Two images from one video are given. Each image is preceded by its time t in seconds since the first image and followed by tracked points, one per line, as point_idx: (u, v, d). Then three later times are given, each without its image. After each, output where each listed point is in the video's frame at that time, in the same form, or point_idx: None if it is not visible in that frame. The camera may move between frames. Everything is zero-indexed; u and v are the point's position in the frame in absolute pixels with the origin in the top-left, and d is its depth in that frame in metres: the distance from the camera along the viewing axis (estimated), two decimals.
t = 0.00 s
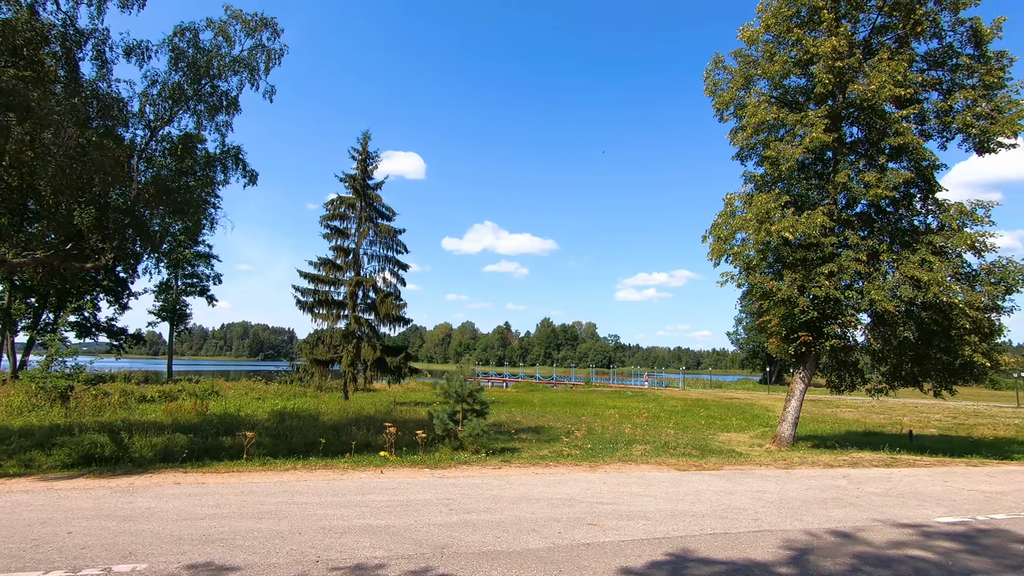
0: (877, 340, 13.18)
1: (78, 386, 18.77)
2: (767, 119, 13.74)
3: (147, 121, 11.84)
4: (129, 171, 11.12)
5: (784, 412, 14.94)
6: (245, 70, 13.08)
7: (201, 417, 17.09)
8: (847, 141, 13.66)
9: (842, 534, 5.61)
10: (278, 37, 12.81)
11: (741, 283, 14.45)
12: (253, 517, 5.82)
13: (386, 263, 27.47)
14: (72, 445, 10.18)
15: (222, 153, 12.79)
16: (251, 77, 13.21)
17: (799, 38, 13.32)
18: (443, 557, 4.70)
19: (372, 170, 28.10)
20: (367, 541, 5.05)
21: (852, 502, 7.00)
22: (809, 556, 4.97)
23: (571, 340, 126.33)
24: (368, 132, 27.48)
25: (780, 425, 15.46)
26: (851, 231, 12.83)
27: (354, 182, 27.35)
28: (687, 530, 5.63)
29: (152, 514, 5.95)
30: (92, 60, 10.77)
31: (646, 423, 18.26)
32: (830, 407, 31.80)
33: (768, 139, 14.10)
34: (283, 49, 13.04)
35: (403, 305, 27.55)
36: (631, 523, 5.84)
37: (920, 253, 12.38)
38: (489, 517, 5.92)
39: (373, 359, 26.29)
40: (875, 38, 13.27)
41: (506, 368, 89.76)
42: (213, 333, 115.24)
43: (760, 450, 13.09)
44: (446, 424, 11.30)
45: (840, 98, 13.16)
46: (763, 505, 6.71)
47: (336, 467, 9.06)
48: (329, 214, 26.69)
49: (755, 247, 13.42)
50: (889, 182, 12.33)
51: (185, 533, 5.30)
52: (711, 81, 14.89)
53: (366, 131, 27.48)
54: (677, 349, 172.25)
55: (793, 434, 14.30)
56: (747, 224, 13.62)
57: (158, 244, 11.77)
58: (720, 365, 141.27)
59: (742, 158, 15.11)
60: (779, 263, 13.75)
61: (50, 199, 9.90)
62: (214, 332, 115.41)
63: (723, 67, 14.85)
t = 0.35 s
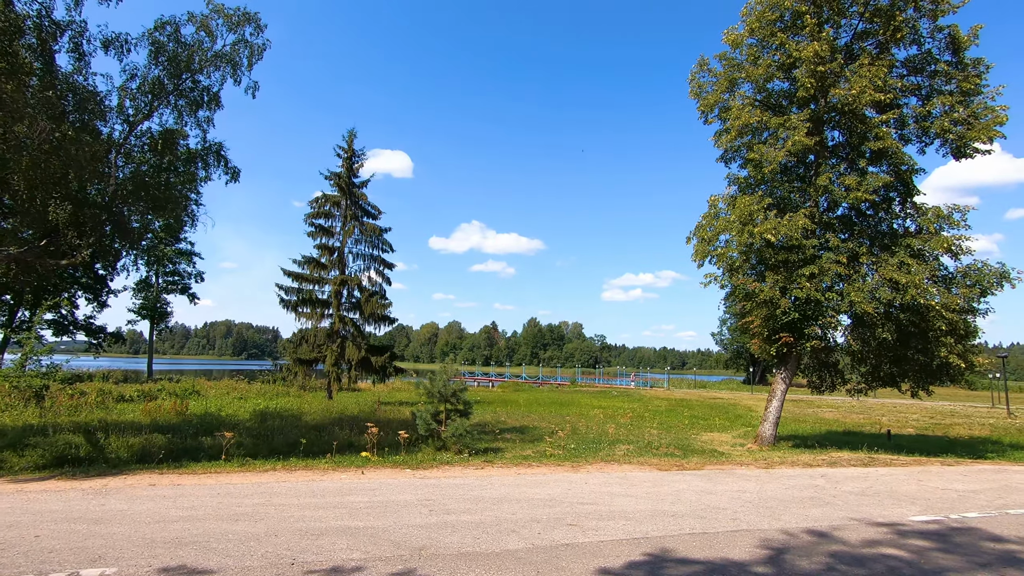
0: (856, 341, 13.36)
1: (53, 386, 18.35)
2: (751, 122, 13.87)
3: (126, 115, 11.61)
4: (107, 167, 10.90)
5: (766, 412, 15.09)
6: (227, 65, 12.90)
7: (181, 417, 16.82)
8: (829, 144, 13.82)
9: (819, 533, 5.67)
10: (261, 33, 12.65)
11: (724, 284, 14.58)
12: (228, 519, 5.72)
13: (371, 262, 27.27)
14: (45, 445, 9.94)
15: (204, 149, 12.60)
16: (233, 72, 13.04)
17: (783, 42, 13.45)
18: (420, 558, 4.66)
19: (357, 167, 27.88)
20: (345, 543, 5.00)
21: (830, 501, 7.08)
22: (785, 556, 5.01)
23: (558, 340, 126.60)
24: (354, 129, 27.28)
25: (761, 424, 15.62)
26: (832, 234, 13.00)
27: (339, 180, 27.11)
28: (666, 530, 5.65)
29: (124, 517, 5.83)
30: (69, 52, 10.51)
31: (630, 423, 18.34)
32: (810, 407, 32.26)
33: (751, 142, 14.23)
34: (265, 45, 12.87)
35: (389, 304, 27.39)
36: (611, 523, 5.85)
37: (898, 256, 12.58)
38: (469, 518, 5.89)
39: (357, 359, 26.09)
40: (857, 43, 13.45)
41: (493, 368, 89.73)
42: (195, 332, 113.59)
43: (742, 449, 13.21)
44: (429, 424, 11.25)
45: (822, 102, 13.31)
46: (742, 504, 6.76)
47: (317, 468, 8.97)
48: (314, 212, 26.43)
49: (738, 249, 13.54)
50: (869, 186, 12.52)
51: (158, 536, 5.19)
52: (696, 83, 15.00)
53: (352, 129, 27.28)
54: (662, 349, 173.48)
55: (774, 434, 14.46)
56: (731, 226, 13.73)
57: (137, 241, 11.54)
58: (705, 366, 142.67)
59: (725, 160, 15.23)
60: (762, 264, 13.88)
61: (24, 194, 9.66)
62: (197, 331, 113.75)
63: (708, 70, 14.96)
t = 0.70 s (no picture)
0: (838, 343, 13.51)
1: (29, 385, 17.96)
2: (736, 126, 13.98)
3: (107, 111, 11.41)
4: (86, 162, 10.69)
5: (749, 413, 15.21)
6: (211, 61, 12.77)
7: (162, 417, 16.58)
8: (812, 149, 13.97)
9: (797, 534, 5.72)
10: (246, 29, 12.52)
11: (709, 286, 14.67)
12: (204, 522, 5.64)
13: (358, 262, 27.10)
14: (19, 445, 9.65)
15: (186, 146, 12.43)
16: (217, 68, 12.91)
17: (768, 47, 13.58)
18: (398, 561, 4.62)
19: (345, 167, 27.71)
20: (322, 546, 4.94)
21: (808, 502, 7.15)
22: (763, 557, 5.03)
23: (546, 341, 126.74)
24: (341, 128, 27.15)
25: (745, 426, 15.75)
26: (815, 237, 13.14)
27: (326, 179, 26.89)
28: (646, 531, 5.65)
29: (96, 519, 5.71)
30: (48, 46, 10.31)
31: (616, 425, 18.39)
32: (794, 408, 32.64)
33: (737, 145, 14.34)
34: (250, 41, 12.74)
35: (375, 305, 27.23)
36: (592, 525, 5.85)
37: (880, 260, 12.76)
38: (449, 520, 5.85)
39: (343, 359, 25.90)
40: (841, 49, 13.63)
41: (481, 369, 89.59)
42: (179, 331, 112.07)
43: (725, 451, 13.31)
44: (413, 425, 11.18)
45: (806, 107, 13.45)
46: (722, 505, 6.81)
47: (298, 469, 8.87)
48: (300, 211, 26.20)
49: (723, 252, 13.64)
50: (852, 191, 12.68)
51: (131, 539, 5.09)
52: (682, 87, 15.09)
53: (339, 127, 27.15)
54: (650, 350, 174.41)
55: (757, 435, 14.58)
56: (716, 229, 13.82)
57: (117, 238, 11.33)
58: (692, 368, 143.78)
59: (711, 163, 15.35)
60: (746, 267, 13.99)
61: None
62: (181, 330, 112.23)
63: (695, 74, 15.06)
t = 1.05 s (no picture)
0: (814, 344, 13.72)
1: None
2: (717, 129, 14.12)
3: (78, 104, 11.12)
4: (56, 156, 10.40)
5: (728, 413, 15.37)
6: (187, 55, 12.54)
7: (135, 418, 16.23)
8: (791, 153, 14.17)
9: (770, 532, 5.79)
10: (224, 23, 12.32)
11: (689, 288, 14.80)
12: (173, 525, 5.52)
13: (340, 260, 26.82)
14: None
15: (162, 141, 12.16)
16: (194, 63, 12.68)
17: (748, 51, 13.76)
18: (371, 563, 4.57)
19: (326, 164, 27.41)
20: (294, 548, 4.86)
21: (782, 500, 7.24)
22: (737, 555, 5.08)
23: (529, 341, 126.87)
24: (323, 125, 26.89)
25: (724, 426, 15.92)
26: (793, 240, 13.32)
27: (307, 176, 26.60)
28: (622, 531, 5.68)
29: (61, 523, 5.55)
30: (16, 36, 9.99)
31: (597, 424, 18.46)
32: (772, 408, 33.06)
33: (717, 148, 14.49)
34: (228, 36, 12.54)
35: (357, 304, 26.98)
36: (568, 525, 5.85)
37: (855, 262, 13.00)
38: (425, 521, 5.81)
39: (324, 359, 25.60)
40: (818, 55, 13.85)
41: (464, 369, 89.49)
42: (156, 330, 109.88)
43: (703, 450, 13.44)
44: (392, 425, 11.09)
45: (785, 112, 13.65)
46: (698, 504, 6.86)
47: (274, 470, 8.75)
48: (280, 208, 25.85)
49: (703, 253, 13.77)
50: (828, 194, 12.89)
51: (96, 543, 4.96)
52: (664, 89, 15.21)
53: (321, 125, 26.88)
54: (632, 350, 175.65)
55: (735, 435, 14.74)
56: (696, 231, 13.94)
57: (89, 234, 11.05)
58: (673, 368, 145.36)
59: (692, 166, 15.49)
60: (726, 269, 14.14)
61: None
62: (158, 329, 110.03)
63: (676, 77, 15.18)
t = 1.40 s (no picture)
0: (787, 345, 13.98)
1: None
2: (694, 132, 14.31)
3: (44, 94, 10.77)
4: (19, 148, 10.05)
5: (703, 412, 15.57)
6: (159, 47, 12.25)
7: (103, 418, 15.80)
8: (765, 157, 14.43)
9: (741, 529, 5.88)
10: (198, 15, 12.07)
11: (666, 288, 14.95)
12: (138, 528, 5.38)
13: (317, 259, 26.47)
14: None
15: (133, 134, 11.85)
16: (166, 55, 12.39)
17: (725, 56, 13.96)
18: (342, 564, 4.51)
19: (304, 161, 27.02)
20: (263, 550, 4.78)
21: (753, 498, 7.37)
22: (707, 552, 5.15)
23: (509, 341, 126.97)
24: (301, 122, 26.54)
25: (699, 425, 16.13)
26: (767, 242, 13.55)
27: (284, 173, 26.19)
28: (596, 529, 5.72)
29: (18, 527, 5.36)
30: None
31: (575, 424, 18.54)
32: (748, 408, 33.59)
33: (695, 151, 14.68)
34: (203, 28, 12.29)
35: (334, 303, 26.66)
36: (542, 524, 5.87)
37: (826, 264, 13.29)
38: (399, 521, 5.76)
39: (300, 358, 25.22)
40: (793, 61, 14.14)
41: (443, 369, 89.08)
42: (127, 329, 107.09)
43: (678, 449, 13.61)
44: (368, 425, 10.98)
45: (760, 116, 13.88)
46: (671, 502, 6.94)
47: (245, 471, 8.60)
48: (255, 205, 25.41)
49: (680, 255, 13.94)
50: (801, 198, 13.14)
51: (54, 547, 4.80)
52: (643, 91, 15.36)
53: (299, 121, 26.53)
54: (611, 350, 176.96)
55: (710, 434, 14.94)
56: (673, 232, 14.09)
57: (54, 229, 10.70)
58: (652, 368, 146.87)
59: (670, 168, 15.67)
60: (702, 270, 14.32)
61: None
62: (129, 328, 107.26)
63: (655, 79, 15.34)
